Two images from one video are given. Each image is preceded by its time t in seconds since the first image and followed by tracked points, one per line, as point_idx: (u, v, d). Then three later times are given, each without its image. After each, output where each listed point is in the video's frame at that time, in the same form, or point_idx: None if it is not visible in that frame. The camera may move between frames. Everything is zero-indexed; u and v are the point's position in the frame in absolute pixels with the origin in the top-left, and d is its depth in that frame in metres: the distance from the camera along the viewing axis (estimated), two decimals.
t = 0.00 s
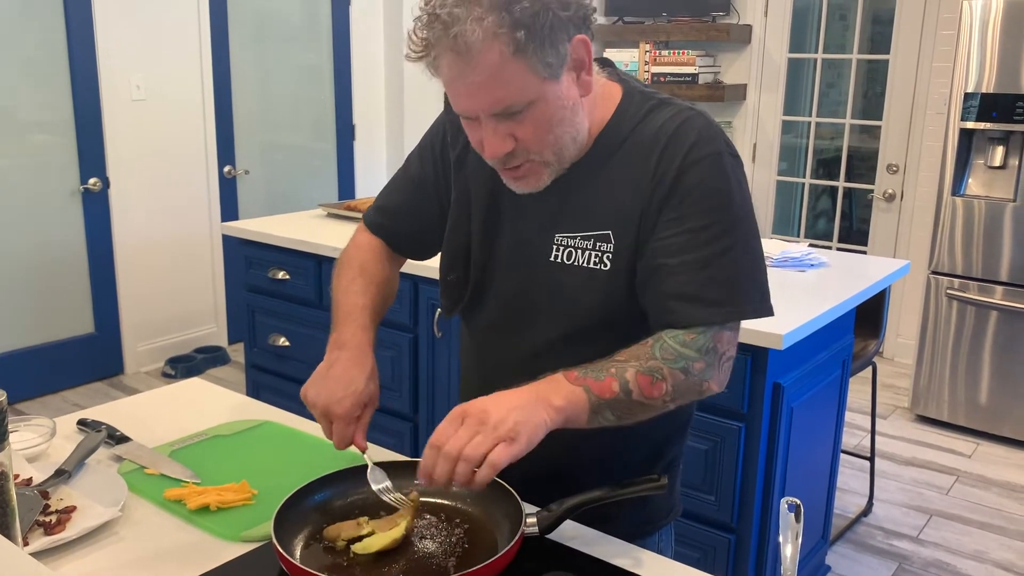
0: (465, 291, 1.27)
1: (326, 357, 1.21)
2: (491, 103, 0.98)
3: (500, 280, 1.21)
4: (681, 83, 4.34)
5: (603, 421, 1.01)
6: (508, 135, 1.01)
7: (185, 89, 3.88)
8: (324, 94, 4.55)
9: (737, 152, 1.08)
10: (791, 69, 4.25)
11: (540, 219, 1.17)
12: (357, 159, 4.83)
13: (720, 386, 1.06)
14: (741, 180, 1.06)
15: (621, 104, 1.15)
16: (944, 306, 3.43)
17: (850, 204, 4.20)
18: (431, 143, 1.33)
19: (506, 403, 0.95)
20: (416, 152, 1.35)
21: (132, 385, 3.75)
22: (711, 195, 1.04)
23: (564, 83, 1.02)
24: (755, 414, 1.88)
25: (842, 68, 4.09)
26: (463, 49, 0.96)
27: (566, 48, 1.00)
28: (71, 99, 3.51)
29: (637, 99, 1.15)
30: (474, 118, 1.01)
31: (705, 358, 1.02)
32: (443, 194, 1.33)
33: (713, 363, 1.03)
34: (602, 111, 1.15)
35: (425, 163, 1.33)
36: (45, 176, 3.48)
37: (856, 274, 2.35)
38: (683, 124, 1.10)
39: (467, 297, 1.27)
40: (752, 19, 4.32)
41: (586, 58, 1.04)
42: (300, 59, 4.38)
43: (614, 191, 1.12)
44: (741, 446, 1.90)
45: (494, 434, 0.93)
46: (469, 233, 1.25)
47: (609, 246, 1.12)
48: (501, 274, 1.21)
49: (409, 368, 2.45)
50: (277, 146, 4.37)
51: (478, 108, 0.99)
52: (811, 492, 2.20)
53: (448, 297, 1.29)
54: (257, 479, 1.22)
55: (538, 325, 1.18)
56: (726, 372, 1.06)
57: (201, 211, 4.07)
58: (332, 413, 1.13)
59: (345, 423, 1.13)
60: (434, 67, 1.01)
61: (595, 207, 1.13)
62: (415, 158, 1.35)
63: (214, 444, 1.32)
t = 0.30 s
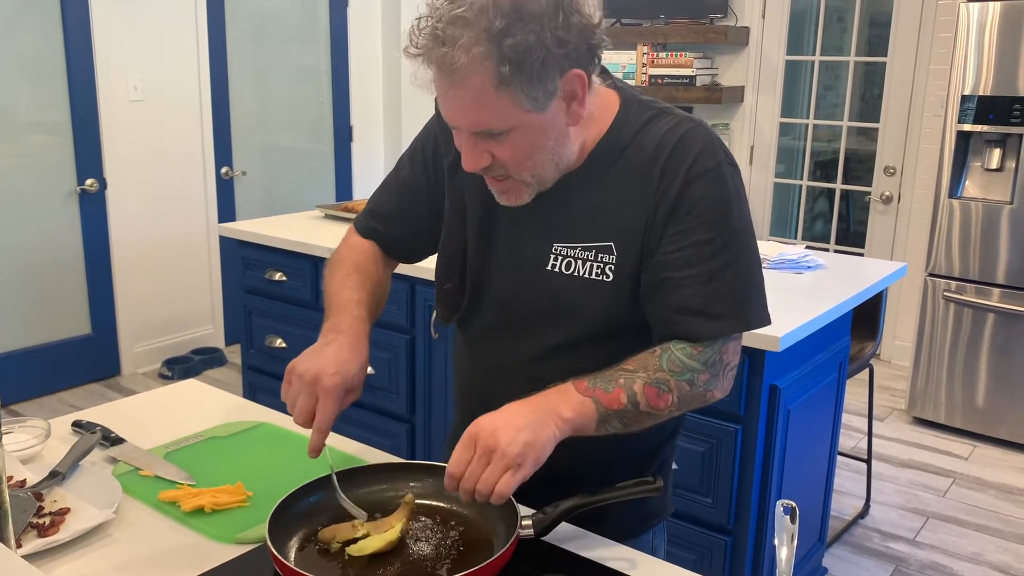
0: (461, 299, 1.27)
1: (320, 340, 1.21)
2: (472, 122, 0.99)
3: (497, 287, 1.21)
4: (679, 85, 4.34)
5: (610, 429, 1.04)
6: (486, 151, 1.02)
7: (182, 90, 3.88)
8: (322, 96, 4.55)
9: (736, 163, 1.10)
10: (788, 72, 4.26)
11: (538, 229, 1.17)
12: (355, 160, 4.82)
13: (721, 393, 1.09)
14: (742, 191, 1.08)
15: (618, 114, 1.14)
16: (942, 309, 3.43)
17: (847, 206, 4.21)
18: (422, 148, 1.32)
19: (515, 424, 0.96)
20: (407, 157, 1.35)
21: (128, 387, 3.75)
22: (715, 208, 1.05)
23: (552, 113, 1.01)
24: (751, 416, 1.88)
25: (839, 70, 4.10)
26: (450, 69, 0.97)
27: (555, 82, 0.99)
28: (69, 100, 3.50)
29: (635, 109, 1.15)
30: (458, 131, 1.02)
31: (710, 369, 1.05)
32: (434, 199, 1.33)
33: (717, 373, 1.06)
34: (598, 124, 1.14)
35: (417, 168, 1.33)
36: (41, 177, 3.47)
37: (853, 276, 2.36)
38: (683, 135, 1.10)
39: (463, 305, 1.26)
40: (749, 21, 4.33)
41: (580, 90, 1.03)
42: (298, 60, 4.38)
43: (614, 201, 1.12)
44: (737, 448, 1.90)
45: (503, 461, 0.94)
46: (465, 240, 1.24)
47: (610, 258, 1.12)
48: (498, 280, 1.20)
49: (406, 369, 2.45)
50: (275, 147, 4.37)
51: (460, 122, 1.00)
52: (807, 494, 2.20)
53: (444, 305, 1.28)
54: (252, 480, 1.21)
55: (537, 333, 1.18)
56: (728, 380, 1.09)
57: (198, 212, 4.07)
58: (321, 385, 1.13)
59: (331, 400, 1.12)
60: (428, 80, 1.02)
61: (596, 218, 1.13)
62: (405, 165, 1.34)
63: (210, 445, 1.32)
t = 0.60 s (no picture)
0: (460, 302, 1.27)
1: (331, 358, 1.20)
2: (483, 125, 0.99)
3: (495, 288, 1.21)
4: (678, 87, 4.34)
5: (574, 443, 1.04)
6: (495, 154, 1.02)
7: (182, 91, 3.88)
8: (322, 97, 4.55)
9: (728, 174, 1.10)
10: (788, 74, 4.26)
11: (536, 233, 1.17)
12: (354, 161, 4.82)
13: (692, 401, 1.08)
14: (729, 202, 1.08)
15: (619, 119, 1.14)
16: (941, 311, 3.43)
17: (847, 208, 4.21)
18: (420, 147, 1.33)
19: (466, 444, 0.96)
20: (404, 156, 1.35)
21: (127, 388, 3.75)
22: (703, 217, 1.06)
23: (562, 114, 1.01)
24: (750, 418, 1.88)
25: (839, 72, 4.10)
26: (464, 71, 0.96)
27: (567, 83, 1.00)
28: (69, 101, 3.51)
29: (635, 114, 1.15)
30: (466, 134, 1.02)
31: (673, 380, 1.04)
32: (434, 200, 1.34)
33: (682, 383, 1.05)
34: (599, 128, 1.13)
35: (415, 168, 1.33)
36: (41, 178, 3.47)
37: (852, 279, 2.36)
38: (680, 142, 1.10)
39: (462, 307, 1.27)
40: (749, 23, 4.33)
41: (589, 91, 1.03)
42: (297, 61, 4.38)
43: (607, 207, 1.12)
44: (736, 450, 1.90)
45: (459, 482, 0.94)
46: (465, 244, 1.25)
47: (607, 263, 1.12)
48: (496, 282, 1.20)
49: (405, 370, 2.45)
50: (275, 149, 4.37)
51: (470, 126, 1.00)
52: (806, 496, 2.20)
53: (444, 307, 1.29)
54: (250, 482, 1.21)
55: (533, 337, 1.19)
56: (698, 388, 1.08)
57: (198, 213, 4.07)
58: (343, 405, 1.12)
59: (354, 420, 1.12)
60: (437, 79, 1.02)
61: (594, 222, 1.13)
62: (403, 164, 1.34)
63: (208, 446, 1.31)
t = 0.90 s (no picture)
0: (455, 303, 1.27)
1: (319, 349, 1.20)
2: (481, 127, 0.99)
3: (491, 290, 1.21)
4: (678, 89, 4.34)
5: (568, 445, 1.04)
6: (493, 157, 1.02)
7: (183, 92, 3.89)
8: (323, 99, 4.56)
9: (724, 179, 1.10)
10: (788, 77, 4.26)
11: (532, 236, 1.17)
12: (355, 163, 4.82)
13: (686, 405, 1.09)
14: (725, 206, 1.08)
15: (614, 124, 1.15)
16: (941, 313, 3.43)
17: (847, 211, 4.21)
18: (417, 148, 1.33)
19: (460, 443, 0.97)
20: (399, 154, 1.35)
21: (127, 389, 3.75)
22: (697, 222, 1.06)
23: (559, 116, 1.02)
24: (750, 420, 1.88)
25: (840, 75, 4.11)
26: (461, 73, 0.96)
27: (564, 85, 1.00)
28: (71, 102, 3.51)
29: (630, 120, 1.15)
30: (464, 136, 1.02)
31: (667, 384, 1.05)
32: (430, 201, 1.34)
33: (676, 386, 1.06)
34: (595, 133, 1.14)
35: (411, 168, 1.33)
36: (42, 179, 3.48)
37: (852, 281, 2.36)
38: (675, 147, 1.11)
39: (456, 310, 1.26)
40: (750, 26, 4.34)
41: (586, 93, 1.03)
42: (298, 63, 4.38)
43: (603, 211, 1.13)
44: (736, 452, 1.90)
45: (451, 480, 0.95)
46: (461, 246, 1.25)
47: (602, 267, 1.12)
48: (493, 284, 1.20)
49: (405, 371, 2.45)
50: (276, 150, 4.37)
51: (468, 128, 1.00)
52: (806, 499, 2.20)
53: (438, 309, 1.29)
54: (250, 482, 1.21)
55: (528, 339, 1.19)
56: (692, 392, 1.08)
57: (199, 215, 4.07)
58: (329, 400, 1.12)
59: (339, 414, 1.12)
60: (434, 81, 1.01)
61: (589, 226, 1.13)
62: (397, 163, 1.34)
63: (207, 446, 1.32)
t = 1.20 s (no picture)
0: (451, 304, 1.27)
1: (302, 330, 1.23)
2: (465, 129, 1.00)
3: (487, 291, 1.21)
4: (679, 93, 4.35)
5: (569, 441, 1.05)
6: (477, 157, 1.04)
7: (185, 94, 3.90)
8: (324, 102, 4.56)
9: (720, 182, 1.10)
10: (789, 80, 4.27)
11: (529, 237, 1.17)
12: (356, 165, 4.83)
13: (686, 404, 1.09)
14: (721, 210, 1.09)
15: (610, 127, 1.15)
16: (941, 316, 3.43)
17: (847, 214, 4.21)
18: (415, 151, 1.34)
19: (465, 438, 0.97)
20: (398, 159, 1.36)
21: (128, 390, 3.75)
22: (695, 224, 1.06)
23: (546, 126, 1.02)
24: (751, 422, 1.89)
25: (840, 79, 4.11)
26: (448, 78, 0.98)
27: (550, 97, 1.00)
28: (72, 103, 3.52)
29: (626, 124, 1.16)
30: (452, 136, 1.04)
31: (669, 383, 1.05)
32: (428, 204, 1.34)
33: (678, 385, 1.06)
34: (591, 136, 1.15)
35: (408, 171, 1.34)
36: (44, 181, 3.49)
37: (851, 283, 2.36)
38: (672, 151, 1.12)
39: (453, 310, 1.27)
40: (751, 30, 4.35)
41: (575, 105, 1.03)
42: (299, 65, 4.39)
43: (600, 214, 1.13)
44: (737, 454, 1.91)
45: (458, 474, 0.95)
46: (457, 247, 1.25)
47: (598, 269, 1.12)
48: (488, 285, 1.21)
49: (406, 373, 2.45)
50: (277, 152, 4.38)
51: (454, 128, 1.01)
52: (806, 500, 2.20)
53: (435, 310, 1.29)
54: (252, 482, 1.22)
55: (524, 339, 1.19)
56: (692, 391, 1.09)
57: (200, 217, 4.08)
58: (303, 374, 1.15)
59: (313, 391, 1.14)
60: (426, 83, 1.03)
61: (586, 227, 1.14)
62: (395, 168, 1.35)
63: (210, 447, 1.32)
